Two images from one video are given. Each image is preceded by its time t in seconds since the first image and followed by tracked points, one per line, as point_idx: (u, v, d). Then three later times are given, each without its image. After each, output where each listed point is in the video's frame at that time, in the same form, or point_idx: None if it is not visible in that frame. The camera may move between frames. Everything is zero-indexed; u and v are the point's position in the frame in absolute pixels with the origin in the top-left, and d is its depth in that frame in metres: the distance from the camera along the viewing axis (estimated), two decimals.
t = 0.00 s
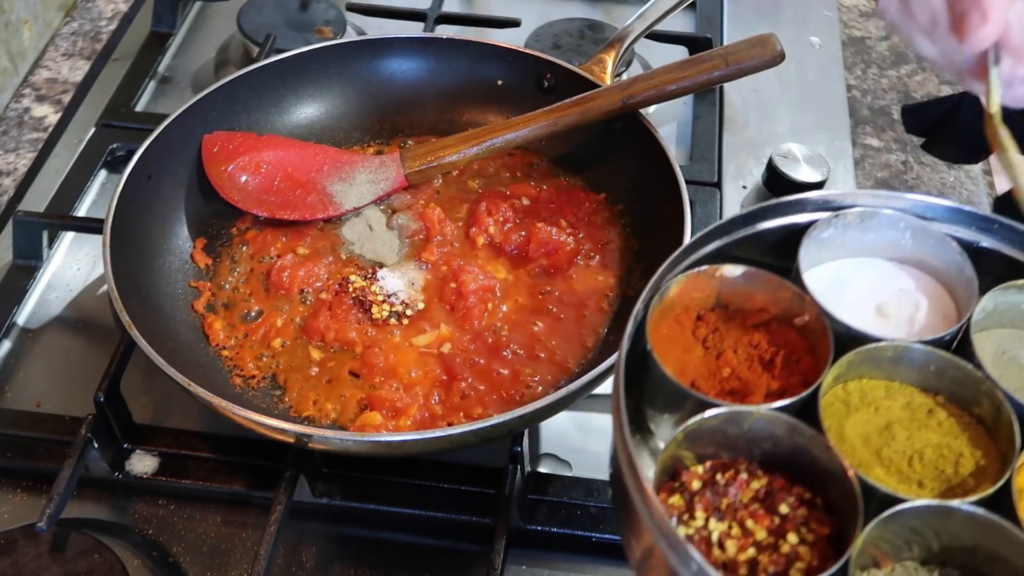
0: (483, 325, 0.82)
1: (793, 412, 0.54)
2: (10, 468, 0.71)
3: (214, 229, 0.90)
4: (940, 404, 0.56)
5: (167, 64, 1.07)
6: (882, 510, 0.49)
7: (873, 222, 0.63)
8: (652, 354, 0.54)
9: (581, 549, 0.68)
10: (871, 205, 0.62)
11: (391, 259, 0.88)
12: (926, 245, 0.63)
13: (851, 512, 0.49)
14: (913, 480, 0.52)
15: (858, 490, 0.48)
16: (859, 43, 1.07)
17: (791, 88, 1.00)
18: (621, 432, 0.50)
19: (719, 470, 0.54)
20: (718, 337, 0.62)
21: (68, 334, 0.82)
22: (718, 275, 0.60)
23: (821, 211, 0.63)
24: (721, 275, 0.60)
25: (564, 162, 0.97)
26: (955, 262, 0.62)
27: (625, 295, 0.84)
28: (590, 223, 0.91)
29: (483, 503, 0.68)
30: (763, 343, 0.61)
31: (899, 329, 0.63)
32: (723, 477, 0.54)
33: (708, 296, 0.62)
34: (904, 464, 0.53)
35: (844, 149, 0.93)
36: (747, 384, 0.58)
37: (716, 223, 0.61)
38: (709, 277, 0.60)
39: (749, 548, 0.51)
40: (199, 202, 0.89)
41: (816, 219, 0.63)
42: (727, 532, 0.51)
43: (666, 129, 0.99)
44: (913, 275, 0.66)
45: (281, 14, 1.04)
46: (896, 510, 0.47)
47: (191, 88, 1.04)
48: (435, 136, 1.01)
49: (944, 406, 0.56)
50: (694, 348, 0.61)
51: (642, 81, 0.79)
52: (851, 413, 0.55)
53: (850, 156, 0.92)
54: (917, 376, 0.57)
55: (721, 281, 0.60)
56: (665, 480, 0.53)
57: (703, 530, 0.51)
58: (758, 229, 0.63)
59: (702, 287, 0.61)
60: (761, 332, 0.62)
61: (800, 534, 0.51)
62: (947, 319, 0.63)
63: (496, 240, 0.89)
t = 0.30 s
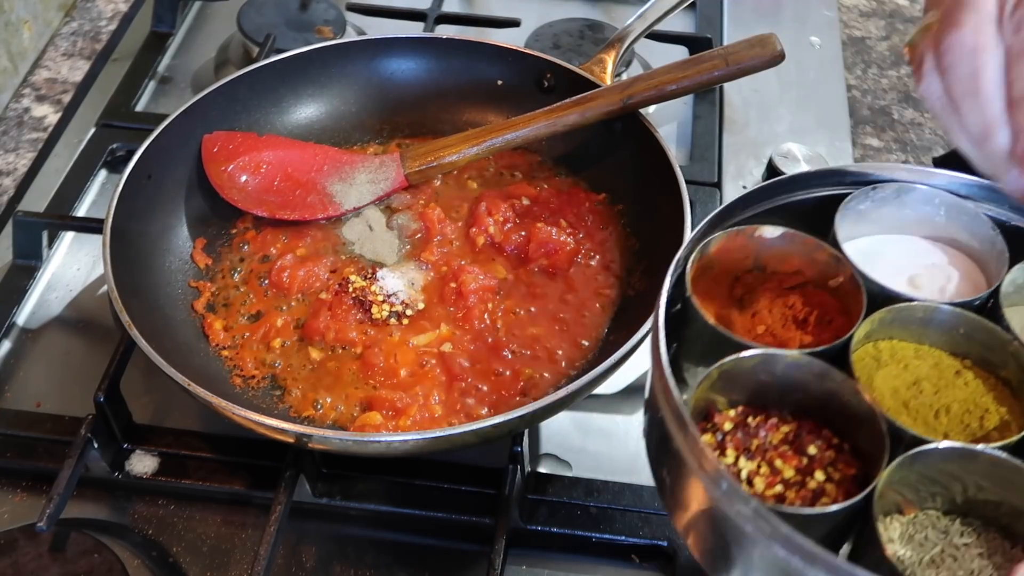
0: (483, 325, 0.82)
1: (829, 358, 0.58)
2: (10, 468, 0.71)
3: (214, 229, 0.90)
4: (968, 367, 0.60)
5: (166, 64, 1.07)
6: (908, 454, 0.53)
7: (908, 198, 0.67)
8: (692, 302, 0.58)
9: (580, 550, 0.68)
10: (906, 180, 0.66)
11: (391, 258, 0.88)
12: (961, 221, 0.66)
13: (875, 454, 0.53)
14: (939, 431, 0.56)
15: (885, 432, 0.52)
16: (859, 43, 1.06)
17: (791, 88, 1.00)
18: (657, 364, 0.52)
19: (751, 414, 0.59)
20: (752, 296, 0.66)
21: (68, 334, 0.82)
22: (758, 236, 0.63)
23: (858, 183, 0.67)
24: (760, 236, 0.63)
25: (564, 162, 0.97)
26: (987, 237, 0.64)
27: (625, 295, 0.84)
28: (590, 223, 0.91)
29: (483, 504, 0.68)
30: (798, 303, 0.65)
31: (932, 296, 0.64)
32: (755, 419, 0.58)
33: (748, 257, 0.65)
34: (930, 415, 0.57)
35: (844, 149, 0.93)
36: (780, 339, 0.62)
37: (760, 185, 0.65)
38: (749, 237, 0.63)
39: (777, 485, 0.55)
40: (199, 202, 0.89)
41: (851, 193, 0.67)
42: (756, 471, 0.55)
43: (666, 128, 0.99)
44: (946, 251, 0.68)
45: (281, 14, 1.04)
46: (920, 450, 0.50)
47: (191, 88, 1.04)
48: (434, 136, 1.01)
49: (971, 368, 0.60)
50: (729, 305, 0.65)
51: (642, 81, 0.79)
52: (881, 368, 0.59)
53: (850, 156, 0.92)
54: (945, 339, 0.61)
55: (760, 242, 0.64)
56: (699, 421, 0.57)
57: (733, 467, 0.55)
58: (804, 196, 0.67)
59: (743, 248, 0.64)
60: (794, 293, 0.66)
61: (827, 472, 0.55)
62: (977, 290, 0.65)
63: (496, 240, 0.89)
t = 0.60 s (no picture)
0: (483, 325, 0.82)
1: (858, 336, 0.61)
2: (9, 468, 0.71)
3: (214, 229, 0.90)
4: (995, 356, 0.64)
5: (167, 64, 1.07)
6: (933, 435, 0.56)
7: (942, 192, 0.71)
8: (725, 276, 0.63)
9: (579, 549, 0.68)
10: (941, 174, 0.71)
11: (391, 258, 0.88)
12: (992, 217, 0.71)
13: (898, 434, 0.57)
14: (965, 415, 0.60)
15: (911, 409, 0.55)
16: (859, 43, 1.06)
17: (791, 89, 1.00)
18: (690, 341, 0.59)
19: (777, 391, 0.63)
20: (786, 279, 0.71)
21: (68, 334, 0.82)
22: (795, 219, 0.67)
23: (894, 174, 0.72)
24: (797, 218, 0.67)
25: (564, 162, 0.97)
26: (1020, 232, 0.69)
27: (625, 294, 0.84)
28: (590, 223, 0.91)
29: (483, 503, 0.68)
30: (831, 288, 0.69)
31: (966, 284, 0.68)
32: (781, 395, 0.63)
33: (784, 240, 0.69)
34: (956, 399, 0.61)
35: (844, 149, 0.93)
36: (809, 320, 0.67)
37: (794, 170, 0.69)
38: (785, 219, 0.67)
39: (800, 459, 0.59)
40: (199, 202, 0.89)
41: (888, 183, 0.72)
42: (781, 445, 0.60)
43: (666, 128, 0.99)
44: (977, 248, 0.72)
45: (281, 14, 1.04)
46: (946, 429, 0.53)
47: (191, 88, 1.04)
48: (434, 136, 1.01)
49: (998, 358, 0.64)
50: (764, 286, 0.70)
51: (642, 81, 0.79)
52: (911, 352, 0.63)
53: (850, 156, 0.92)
54: (974, 328, 0.65)
55: (795, 225, 0.68)
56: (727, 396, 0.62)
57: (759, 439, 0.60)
58: (842, 184, 0.72)
59: (779, 229, 0.68)
60: (829, 277, 0.70)
61: (851, 449, 0.60)
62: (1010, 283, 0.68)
63: (496, 240, 0.89)
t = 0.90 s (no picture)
0: (483, 326, 0.82)
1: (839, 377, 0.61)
2: (10, 468, 0.71)
3: (214, 230, 0.90)
4: (980, 388, 0.63)
5: (166, 64, 1.07)
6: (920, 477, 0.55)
7: (920, 216, 0.70)
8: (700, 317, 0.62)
9: (579, 549, 0.68)
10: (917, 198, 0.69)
11: (391, 258, 0.88)
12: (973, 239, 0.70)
13: (886, 477, 0.55)
14: (951, 454, 0.58)
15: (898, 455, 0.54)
16: (859, 43, 1.06)
17: (791, 89, 1.00)
18: (667, 391, 0.56)
19: (759, 435, 0.61)
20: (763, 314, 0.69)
21: (68, 334, 0.82)
22: (768, 252, 0.67)
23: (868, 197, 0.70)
24: (770, 251, 0.67)
25: (564, 162, 0.97)
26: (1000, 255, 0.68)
27: (625, 294, 0.84)
28: (590, 224, 0.91)
29: (483, 503, 0.68)
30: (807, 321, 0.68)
31: (941, 314, 0.68)
32: (763, 440, 0.61)
33: (756, 274, 0.69)
34: (941, 436, 0.59)
35: (844, 149, 0.93)
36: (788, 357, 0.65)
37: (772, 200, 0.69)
38: (759, 252, 0.66)
39: (785, 507, 0.57)
40: (199, 202, 0.89)
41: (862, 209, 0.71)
42: (766, 493, 0.58)
43: (666, 128, 0.99)
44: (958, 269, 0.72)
45: (281, 14, 1.04)
46: (934, 475, 0.52)
47: (191, 88, 1.04)
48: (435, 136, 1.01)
49: (983, 389, 0.63)
50: (740, 322, 0.68)
51: (642, 81, 0.79)
52: (892, 389, 0.62)
53: (850, 156, 0.92)
54: (957, 359, 0.64)
55: (771, 258, 0.67)
56: (707, 442, 0.60)
57: (742, 489, 0.58)
58: (815, 212, 0.71)
59: (752, 262, 0.67)
60: (806, 310, 0.69)
61: (837, 496, 0.57)
62: (989, 308, 0.68)
63: (496, 240, 0.89)
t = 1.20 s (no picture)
0: (483, 325, 0.82)
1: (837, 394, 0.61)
2: (10, 468, 0.71)
3: (214, 230, 0.90)
4: (979, 399, 0.64)
5: (167, 64, 1.07)
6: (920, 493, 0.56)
7: (919, 221, 0.70)
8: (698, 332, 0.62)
9: (579, 549, 0.68)
10: (917, 204, 0.70)
11: (391, 258, 0.88)
12: (971, 245, 0.70)
13: (885, 493, 0.56)
14: (951, 468, 0.59)
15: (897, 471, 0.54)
16: (859, 43, 1.06)
17: (791, 89, 1.00)
18: (665, 412, 0.56)
19: (757, 450, 0.62)
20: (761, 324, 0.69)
21: (68, 333, 0.82)
22: (765, 262, 0.68)
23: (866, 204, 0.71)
24: (767, 261, 0.68)
25: (564, 162, 0.97)
26: (999, 262, 0.69)
27: (624, 294, 0.84)
28: (590, 223, 0.91)
29: (483, 503, 0.68)
30: (805, 331, 0.69)
31: (940, 323, 0.69)
32: (761, 456, 0.61)
33: (753, 283, 0.70)
34: (941, 450, 0.60)
35: (844, 149, 0.93)
36: (788, 368, 0.65)
37: (768, 210, 0.70)
38: (755, 262, 0.68)
39: (784, 526, 0.58)
40: (199, 202, 0.89)
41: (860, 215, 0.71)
42: (764, 510, 0.58)
43: (666, 128, 0.99)
44: (957, 275, 0.72)
45: (281, 14, 1.04)
46: (935, 492, 0.53)
47: (191, 88, 1.04)
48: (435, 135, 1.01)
49: (982, 401, 0.64)
50: (737, 333, 0.68)
51: (642, 81, 0.79)
52: (891, 401, 0.63)
53: (850, 156, 0.92)
54: (956, 370, 0.65)
55: (767, 268, 0.68)
56: (705, 459, 0.61)
57: (741, 507, 0.58)
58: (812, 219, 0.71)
59: (748, 272, 0.68)
60: (804, 320, 0.70)
61: (836, 513, 0.58)
62: (988, 317, 0.69)
63: (496, 240, 0.89)
